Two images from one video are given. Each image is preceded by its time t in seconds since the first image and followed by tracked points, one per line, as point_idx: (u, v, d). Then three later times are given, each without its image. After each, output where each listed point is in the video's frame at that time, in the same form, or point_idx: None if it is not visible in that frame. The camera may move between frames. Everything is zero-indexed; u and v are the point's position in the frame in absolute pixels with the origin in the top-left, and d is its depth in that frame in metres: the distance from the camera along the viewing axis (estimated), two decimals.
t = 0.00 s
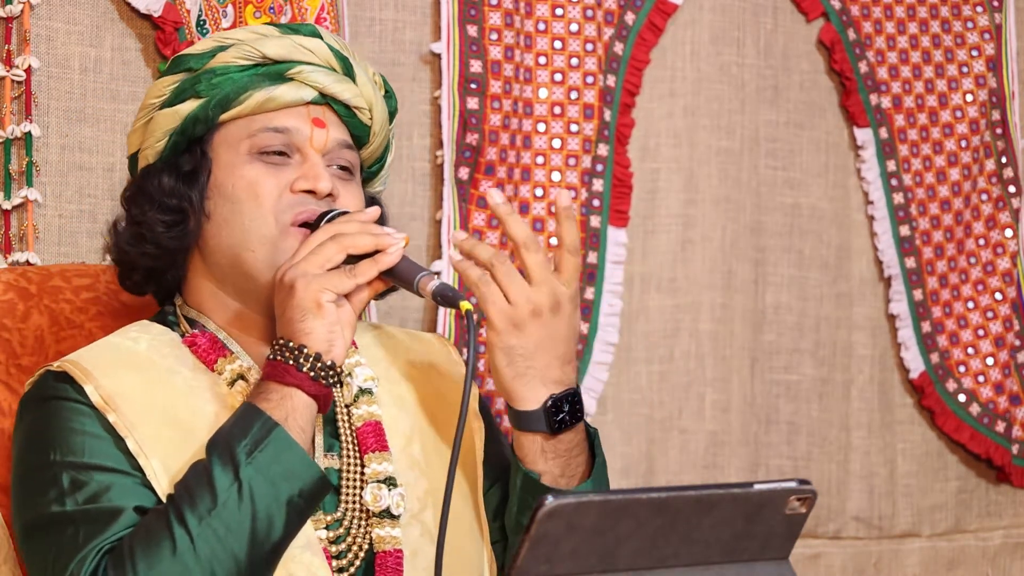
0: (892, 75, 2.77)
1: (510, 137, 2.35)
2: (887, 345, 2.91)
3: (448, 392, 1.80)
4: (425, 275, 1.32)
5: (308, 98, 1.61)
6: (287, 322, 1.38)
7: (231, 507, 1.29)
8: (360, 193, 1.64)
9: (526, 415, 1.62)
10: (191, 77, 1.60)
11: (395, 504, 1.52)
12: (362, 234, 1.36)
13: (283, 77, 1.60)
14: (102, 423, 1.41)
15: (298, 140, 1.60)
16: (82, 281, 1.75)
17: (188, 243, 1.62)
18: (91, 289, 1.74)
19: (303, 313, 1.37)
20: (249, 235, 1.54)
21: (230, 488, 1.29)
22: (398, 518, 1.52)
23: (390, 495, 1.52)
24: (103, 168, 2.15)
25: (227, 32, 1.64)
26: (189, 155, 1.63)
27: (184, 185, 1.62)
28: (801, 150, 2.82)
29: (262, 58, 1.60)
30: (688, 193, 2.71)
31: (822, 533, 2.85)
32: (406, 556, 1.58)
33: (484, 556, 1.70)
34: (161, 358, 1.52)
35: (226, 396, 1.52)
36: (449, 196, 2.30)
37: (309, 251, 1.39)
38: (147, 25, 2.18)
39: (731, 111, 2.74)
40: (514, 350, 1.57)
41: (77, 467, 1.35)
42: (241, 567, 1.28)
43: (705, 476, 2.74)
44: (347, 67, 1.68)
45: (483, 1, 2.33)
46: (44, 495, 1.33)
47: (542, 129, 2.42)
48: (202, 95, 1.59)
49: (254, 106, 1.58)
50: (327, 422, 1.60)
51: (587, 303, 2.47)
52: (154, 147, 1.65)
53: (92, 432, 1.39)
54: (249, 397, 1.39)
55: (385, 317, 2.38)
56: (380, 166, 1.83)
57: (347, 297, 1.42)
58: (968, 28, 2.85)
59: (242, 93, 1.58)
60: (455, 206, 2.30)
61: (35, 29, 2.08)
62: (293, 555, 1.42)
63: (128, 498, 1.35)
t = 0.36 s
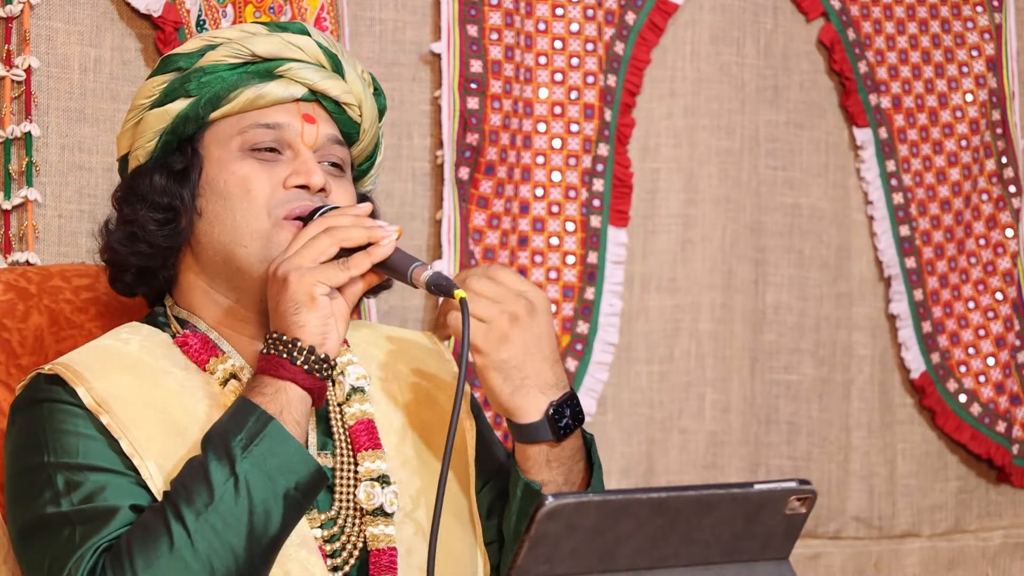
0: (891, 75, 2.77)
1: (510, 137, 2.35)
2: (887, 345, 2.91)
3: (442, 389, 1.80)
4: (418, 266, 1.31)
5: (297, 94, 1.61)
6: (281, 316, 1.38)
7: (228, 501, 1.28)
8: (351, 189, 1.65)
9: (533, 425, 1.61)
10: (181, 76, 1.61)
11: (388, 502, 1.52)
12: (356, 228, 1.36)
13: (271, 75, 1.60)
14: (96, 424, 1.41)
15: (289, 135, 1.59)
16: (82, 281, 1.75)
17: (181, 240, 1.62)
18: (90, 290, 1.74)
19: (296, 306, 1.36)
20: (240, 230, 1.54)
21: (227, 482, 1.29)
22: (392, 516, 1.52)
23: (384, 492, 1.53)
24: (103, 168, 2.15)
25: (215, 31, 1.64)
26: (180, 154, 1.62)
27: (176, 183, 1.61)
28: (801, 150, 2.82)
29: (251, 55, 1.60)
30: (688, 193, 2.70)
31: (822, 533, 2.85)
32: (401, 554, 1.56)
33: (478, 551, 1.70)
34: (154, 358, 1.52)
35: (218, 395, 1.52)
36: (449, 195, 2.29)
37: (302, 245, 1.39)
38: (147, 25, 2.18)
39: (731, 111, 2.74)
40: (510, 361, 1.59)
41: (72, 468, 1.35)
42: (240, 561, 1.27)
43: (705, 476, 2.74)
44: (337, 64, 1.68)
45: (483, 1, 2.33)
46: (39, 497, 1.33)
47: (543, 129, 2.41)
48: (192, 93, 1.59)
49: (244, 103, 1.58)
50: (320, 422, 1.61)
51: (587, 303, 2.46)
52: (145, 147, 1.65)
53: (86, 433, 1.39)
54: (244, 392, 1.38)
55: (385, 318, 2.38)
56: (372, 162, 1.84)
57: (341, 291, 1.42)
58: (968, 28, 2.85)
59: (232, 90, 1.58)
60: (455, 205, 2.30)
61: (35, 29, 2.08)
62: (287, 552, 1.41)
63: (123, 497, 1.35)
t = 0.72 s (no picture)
0: (892, 75, 2.77)
1: (510, 137, 2.36)
2: (887, 345, 2.91)
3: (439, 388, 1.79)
4: (414, 273, 1.31)
5: (334, 116, 1.61)
6: (276, 315, 1.38)
7: (213, 499, 1.28)
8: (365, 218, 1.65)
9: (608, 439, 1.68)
10: (227, 68, 1.62)
11: (382, 493, 1.52)
12: (356, 233, 1.36)
13: (313, 90, 1.60)
14: (86, 420, 1.41)
15: (313, 153, 1.59)
16: (83, 281, 1.74)
17: (184, 227, 1.63)
18: (91, 289, 1.74)
19: (290, 307, 1.37)
20: (241, 229, 1.54)
21: (213, 480, 1.29)
22: (386, 507, 1.52)
23: (378, 484, 1.53)
24: (103, 168, 2.15)
25: (275, 35, 1.66)
26: (207, 145, 1.63)
27: (194, 171, 1.62)
28: (801, 150, 2.82)
29: (299, 66, 1.61)
30: (688, 193, 2.70)
31: (822, 533, 2.85)
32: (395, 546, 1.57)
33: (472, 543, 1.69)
34: (146, 356, 1.52)
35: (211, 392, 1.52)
36: (449, 195, 2.29)
37: (302, 247, 1.39)
38: (147, 25, 2.17)
39: (731, 111, 2.74)
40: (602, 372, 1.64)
41: (59, 463, 1.35)
42: (224, 558, 1.27)
43: (705, 476, 2.74)
44: (382, 95, 1.69)
45: (483, 1, 2.33)
46: (27, 492, 1.34)
47: (543, 129, 2.42)
48: (231, 88, 1.60)
49: (276, 110, 1.58)
50: (315, 415, 1.61)
51: (586, 303, 2.46)
52: (178, 129, 1.66)
53: (74, 428, 1.39)
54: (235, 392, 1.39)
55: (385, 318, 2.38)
56: (399, 195, 1.84)
57: (338, 293, 1.43)
58: (968, 28, 2.85)
59: (269, 95, 1.59)
60: (455, 205, 2.30)
61: (35, 29, 2.08)
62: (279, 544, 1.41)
63: (110, 492, 1.34)
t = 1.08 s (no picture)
0: (891, 75, 2.77)
1: (510, 137, 2.36)
2: (887, 345, 2.91)
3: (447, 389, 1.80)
4: (427, 274, 1.31)
5: (326, 101, 1.62)
6: (288, 316, 1.37)
7: (227, 500, 1.28)
8: (367, 200, 1.66)
9: (551, 426, 1.64)
10: (212, 71, 1.61)
11: (391, 497, 1.53)
12: (368, 234, 1.35)
13: (303, 79, 1.61)
14: (98, 420, 1.41)
15: (313, 141, 1.60)
16: (82, 281, 1.74)
17: (197, 232, 1.61)
18: (90, 290, 1.74)
19: (303, 308, 1.36)
20: (252, 225, 1.54)
21: (227, 481, 1.29)
22: (395, 510, 1.52)
23: (387, 487, 1.53)
24: (103, 168, 2.15)
25: (252, 31, 1.65)
26: (204, 148, 1.62)
27: (198, 175, 1.61)
28: (800, 150, 2.82)
29: (286, 58, 1.61)
30: (688, 193, 2.70)
31: (822, 533, 2.85)
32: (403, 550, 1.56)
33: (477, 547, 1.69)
34: (156, 356, 1.52)
35: (222, 394, 1.52)
36: (449, 195, 2.29)
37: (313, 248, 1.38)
38: (147, 25, 2.18)
39: (730, 111, 2.74)
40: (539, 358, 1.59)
41: (71, 464, 1.35)
42: (237, 560, 1.27)
43: (705, 476, 2.74)
44: (366, 73, 1.70)
45: (483, 1, 2.33)
46: (38, 492, 1.34)
47: (543, 129, 2.42)
48: (221, 89, 1.60)
49: (270, 104, 1.58)
50: (323, 418, 1.61)
51: (586, 303, 2.46)
52: (169, 137, 1.64)
53: (85, 428, 1.39)
54: (247, 392, 1.39)
55: (386, 318, 2.38)
56: (391, 178, 1.85)
57: (350, 295, 1.42)
58: (968, 28, 2.85)
59: (261, 89, 1.58)
60: (455, 205, 2.30)
61: (35, 29, 2.08)
62: (288, 548, 1.41)
63: (122, 493, 1.34)
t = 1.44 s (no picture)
0: (891, 75, 2.77)
1: (510, 137, 2.36)
2: (887, 345, 2.91)
3: (444, 393, 1.80)
4: (416, 278, 1.31)
5: (319, 102, 1.61)
6: (281, 322, 1.37)
7: (220, 506, 1.28)
8: (363, 201, 1.66)
9: (551, 450, 1.60)
10: (206, 72, 1.61)
11: (388, 500, 1.53)
12: (359, 237, 1.36)
13: (296, 81, 1.60)
14: (93, 424, 1.41)
15: (306, 143, 1.60)
16: (82, 281, 1.74)
17: (190, 234, 1.61)
18: (91, 290, 1.74)
19: (296, 313, 1.36)
20: (243, 229, 1.54)
21: (219, 487, 1.29)
22: (391, 513, 1.53)
23: (383, 490, 1.53)
24: (103, 168, 2.15)
25: (247, 31, 1.65)
26: (197, 149, 1.62)
27: (190, 177, 1.61)
28: (801, 150, 2.82)
29: (279, 59, 1.61)
30: (688, 193, 2.70)
31: (822, 533, 2.85)
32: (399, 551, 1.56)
33: (475, 547, 1.69)
34: (150, 358, 1.52)
35: (217, 396, 1.52)
36: (449, 196, 2.29)
37: (305, 251, 1.38)
38: (147, 25, 2.18)
39: (731, 111, 2.74)
40: (547, 389, 1.53)
41: (66, 469, 1.35)
42: (230, 566, 1.27)
43: (705, 476, 2.74)
44: (362, 74, 1.69)
45: (483, 1, 2.33)
46: (34, 497, 1.34)
47: (543, 129, 2.41)
48: (215, 90, 1.59)
49: (264, 106, 1.58)
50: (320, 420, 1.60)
51: (586, 303, 2.46)
52: (164, 139, 1.64)
53: (80, 432, 1.39)
54: (241, 397, 1.38)
55: (385, 318, 2.38)
56: (388, 178, 1.84)
57: (341, 299, 1.42)
58: (968, 28, 2.85)
59: (255, 91, 1.58)
60: (455, 206, 2.30)
61: (35, 29, 2.07)
62: (284, 551, 1.41)
63: (117, 498, 1.34)
